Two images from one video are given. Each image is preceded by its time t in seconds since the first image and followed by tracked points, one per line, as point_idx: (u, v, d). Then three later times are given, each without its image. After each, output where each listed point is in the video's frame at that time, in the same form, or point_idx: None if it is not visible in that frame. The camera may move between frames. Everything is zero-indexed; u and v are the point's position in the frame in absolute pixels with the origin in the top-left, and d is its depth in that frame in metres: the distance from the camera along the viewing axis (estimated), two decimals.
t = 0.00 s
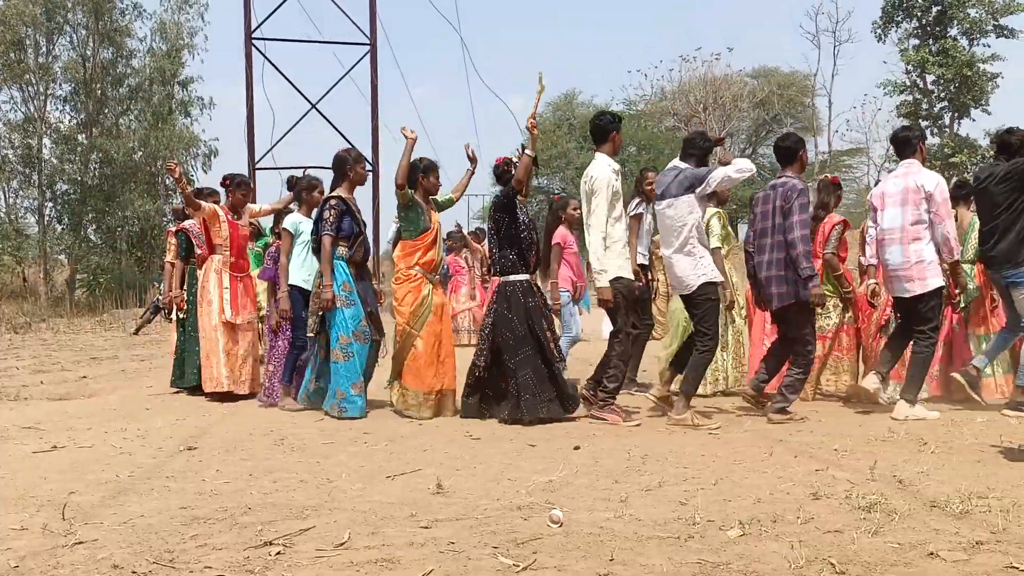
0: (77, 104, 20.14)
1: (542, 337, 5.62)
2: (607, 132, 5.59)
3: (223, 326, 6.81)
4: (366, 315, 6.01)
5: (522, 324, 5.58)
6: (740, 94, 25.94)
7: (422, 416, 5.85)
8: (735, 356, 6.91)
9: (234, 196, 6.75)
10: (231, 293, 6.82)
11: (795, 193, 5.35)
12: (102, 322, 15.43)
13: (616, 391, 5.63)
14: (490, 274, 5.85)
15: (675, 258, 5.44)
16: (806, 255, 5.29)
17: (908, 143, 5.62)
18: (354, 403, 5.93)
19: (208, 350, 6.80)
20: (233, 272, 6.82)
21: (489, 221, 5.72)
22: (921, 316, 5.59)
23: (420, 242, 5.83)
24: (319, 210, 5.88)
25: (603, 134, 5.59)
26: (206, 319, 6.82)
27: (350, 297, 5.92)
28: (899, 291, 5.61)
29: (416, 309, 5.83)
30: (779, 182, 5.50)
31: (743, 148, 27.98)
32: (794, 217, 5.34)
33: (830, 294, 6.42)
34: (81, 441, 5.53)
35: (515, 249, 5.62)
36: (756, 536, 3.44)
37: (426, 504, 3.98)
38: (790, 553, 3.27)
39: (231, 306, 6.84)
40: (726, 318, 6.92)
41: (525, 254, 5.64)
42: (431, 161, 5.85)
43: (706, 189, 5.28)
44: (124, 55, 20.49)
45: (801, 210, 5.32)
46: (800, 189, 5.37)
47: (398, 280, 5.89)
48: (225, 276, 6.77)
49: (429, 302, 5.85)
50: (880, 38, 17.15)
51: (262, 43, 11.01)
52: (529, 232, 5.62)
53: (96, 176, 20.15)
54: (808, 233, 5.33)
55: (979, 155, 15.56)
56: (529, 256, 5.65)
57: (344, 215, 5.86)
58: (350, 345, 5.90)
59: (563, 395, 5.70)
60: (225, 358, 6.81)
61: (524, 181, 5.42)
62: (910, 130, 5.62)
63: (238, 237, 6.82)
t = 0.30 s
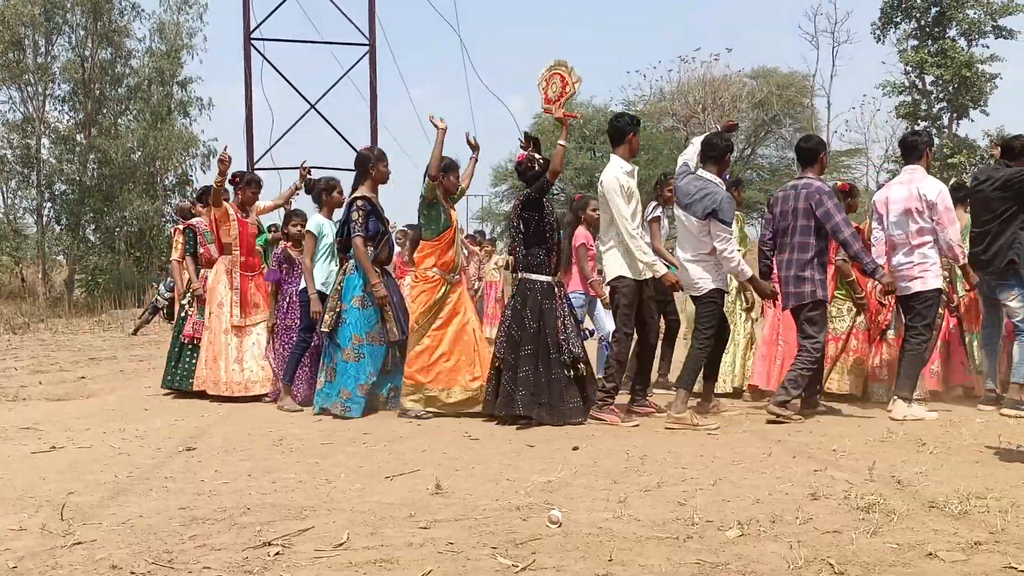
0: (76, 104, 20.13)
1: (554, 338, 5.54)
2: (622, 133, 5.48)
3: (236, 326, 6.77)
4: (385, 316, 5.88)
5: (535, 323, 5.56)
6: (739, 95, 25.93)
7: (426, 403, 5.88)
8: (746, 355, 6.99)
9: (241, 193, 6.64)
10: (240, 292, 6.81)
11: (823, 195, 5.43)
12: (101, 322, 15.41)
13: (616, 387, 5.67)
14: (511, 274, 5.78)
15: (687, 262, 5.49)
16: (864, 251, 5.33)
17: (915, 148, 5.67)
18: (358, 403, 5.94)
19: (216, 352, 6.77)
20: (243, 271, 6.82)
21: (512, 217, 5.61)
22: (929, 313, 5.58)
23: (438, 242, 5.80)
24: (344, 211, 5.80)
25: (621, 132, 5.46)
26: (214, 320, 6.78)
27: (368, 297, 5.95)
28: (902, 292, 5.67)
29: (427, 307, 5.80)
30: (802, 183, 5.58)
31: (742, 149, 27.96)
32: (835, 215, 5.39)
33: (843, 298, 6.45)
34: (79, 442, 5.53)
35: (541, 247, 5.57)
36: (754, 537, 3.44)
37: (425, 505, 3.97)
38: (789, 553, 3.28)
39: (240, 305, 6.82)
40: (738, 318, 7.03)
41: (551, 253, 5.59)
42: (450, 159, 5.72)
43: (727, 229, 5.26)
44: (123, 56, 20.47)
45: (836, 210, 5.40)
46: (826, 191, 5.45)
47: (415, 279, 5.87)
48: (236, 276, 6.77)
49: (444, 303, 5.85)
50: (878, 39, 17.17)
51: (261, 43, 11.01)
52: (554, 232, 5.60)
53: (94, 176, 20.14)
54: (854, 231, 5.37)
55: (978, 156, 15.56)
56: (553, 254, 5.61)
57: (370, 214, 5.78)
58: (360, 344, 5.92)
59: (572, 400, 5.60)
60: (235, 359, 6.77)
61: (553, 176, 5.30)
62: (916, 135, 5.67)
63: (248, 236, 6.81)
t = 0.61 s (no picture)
0: (75, 104, 20.12)
1: (570, 341, 5.61)
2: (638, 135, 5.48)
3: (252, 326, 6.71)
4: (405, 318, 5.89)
5: (555, 327, 5.59)
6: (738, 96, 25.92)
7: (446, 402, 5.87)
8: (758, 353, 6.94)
9: (252, 190, 6.49)
10: (253, 292, 6.72)
11: (828, 198, 5.43)
12: (100, 322, 15.40)
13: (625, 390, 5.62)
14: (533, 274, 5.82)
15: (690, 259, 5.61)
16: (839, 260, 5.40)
17: (916, 147, 5.67)
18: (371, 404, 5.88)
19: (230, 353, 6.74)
20: (255, 271, 6.73)
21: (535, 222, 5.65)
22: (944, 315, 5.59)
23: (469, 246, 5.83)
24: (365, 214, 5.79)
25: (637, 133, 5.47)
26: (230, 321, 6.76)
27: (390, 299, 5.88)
28: (902, 290, 5.71)
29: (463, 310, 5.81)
30: (813, 184, 5.58)
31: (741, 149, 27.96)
32: (826, 219, 5.44)
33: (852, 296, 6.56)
34: (78, 442, 5.53)
35: (563, 251, 5.61)
36: (753, 537, 3.45)
37: (424, 505, 3.98)
38: (788, 553, 3.28)
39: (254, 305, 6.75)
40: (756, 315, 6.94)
41: (571, 255, 5.63)
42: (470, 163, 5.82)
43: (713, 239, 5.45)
44: (122, 56, 20.46)
45: (833, 215, 5.42)
46: (833, 195, 5.45)
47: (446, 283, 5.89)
48: (248, 276, 6.68)
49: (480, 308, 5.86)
50: (877, 39, 17.18)
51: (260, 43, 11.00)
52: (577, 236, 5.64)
53: (93, 176, 20.13)
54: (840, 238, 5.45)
55: (976, 157, 15.56)
56: (575, 259, 5.65)
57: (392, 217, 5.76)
58: (379, 345, 5.86)
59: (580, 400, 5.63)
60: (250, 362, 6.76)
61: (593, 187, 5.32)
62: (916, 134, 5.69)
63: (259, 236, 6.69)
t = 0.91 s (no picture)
0: (74, 104, 20.11)
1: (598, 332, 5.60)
2: (649, 134, 5.49)
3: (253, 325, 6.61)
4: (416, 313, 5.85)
5: (572, 321, 5.58)
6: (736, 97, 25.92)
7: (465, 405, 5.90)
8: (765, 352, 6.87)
9: (257, 186, 6.44)
10: (254, 291, 6.61)
11: (840, 196, 5.43)
12: (99, 322, 15.40)
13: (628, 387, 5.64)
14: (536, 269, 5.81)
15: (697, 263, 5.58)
16: (825, 254, 5.42)
17: (926, 151, 5.73)
18: (408, 399, 5.85)
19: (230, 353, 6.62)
20: (256, 270, 6.62)
21: (544, 216, 5.62)
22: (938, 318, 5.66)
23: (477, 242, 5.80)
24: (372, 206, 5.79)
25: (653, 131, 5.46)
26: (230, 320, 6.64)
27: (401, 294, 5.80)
28: (902, 293, 5.72)
29: (469, 307, 5.81)
30: (830, 181, 5.57)
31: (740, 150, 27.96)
32: (829, 216, 5.45)
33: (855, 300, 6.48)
34: (77, 442, 5.53)
35: (570, 244, 5.59)
36: (752, 537, 3.45)
37: (423, 505, 3.98)
38: (787, 554, 3.28)
39: (255, 304, 6.64)
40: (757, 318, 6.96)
41: (579, 249, 5.61)
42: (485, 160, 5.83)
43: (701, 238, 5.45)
44: (121, 56, 20.45)
45: (837, 212, 5.42)
46: (847, 192, 5.45)
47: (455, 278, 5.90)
48: (248, 274, 6.57)
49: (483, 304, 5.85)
50: (876, 40, 17.19)
51: (259, 43, 10.99)
52: (586, 230, 5.62)
53: (92, 176, 20.11)
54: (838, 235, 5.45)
55: (975, 159, 15.57)
56: (581, 252, 5.63)
57: (397, 209, 5.76)
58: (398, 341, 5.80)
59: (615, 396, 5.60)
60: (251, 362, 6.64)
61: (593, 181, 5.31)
62: (926, 139, 5.73)
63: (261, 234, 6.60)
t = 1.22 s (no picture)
0: (72, 104, 20.09)
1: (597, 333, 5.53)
2: (653, 132, 5.39)
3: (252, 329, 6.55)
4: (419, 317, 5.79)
5: (573, 323, 5.54)
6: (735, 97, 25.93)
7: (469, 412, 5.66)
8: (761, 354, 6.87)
9: (252, 187, 6.41)
10: (251, 295, 6.55)
11: (853, 199, 5.34)
12: (99, 322, 15.39)
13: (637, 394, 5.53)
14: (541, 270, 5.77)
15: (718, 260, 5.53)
16: (839, 258, 5.32)
17: (944, 150, 5.62)
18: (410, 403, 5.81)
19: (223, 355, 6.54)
20: (253, 272, 6.55)
21: (546, 217, 5.60)
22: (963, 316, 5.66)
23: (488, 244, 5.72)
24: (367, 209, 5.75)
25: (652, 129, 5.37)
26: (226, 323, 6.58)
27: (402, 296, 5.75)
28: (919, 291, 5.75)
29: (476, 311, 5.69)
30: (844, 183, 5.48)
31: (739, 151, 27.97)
32: (842, 219, 5.36)
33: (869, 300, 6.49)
34: (76, 442, 5.53)
35: (572, 246, 5.55)
36: (751, 538, 3.45)
37: (422, 505, 3.98)
38: (785, 554, 3.28)
39: (252, 307, 6.58)
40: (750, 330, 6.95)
41: (581, 253, 5.57)
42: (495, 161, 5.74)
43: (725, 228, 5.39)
44: (119, 56, 20.43)
45: (851, 216, 5.33)
46: (860, 196, 5.36)
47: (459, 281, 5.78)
48: (246, 277, 6.50)
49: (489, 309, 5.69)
50: (875, 41, 17.20)
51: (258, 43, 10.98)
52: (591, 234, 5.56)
53: (91, 176, 20.09)
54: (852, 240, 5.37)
55: (974, 159, 15.60)
56: (585, 256, 5.58)
57: (393, 212, 5.69)
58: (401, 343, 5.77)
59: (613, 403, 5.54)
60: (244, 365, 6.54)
61: (626, 173, 5.34)
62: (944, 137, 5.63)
63: (259, 236, 6.55)
